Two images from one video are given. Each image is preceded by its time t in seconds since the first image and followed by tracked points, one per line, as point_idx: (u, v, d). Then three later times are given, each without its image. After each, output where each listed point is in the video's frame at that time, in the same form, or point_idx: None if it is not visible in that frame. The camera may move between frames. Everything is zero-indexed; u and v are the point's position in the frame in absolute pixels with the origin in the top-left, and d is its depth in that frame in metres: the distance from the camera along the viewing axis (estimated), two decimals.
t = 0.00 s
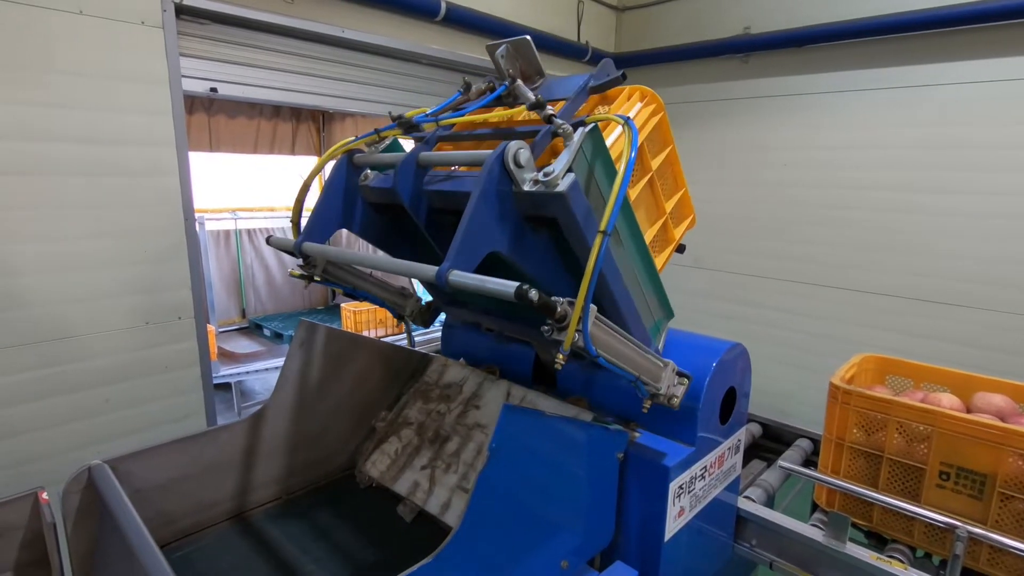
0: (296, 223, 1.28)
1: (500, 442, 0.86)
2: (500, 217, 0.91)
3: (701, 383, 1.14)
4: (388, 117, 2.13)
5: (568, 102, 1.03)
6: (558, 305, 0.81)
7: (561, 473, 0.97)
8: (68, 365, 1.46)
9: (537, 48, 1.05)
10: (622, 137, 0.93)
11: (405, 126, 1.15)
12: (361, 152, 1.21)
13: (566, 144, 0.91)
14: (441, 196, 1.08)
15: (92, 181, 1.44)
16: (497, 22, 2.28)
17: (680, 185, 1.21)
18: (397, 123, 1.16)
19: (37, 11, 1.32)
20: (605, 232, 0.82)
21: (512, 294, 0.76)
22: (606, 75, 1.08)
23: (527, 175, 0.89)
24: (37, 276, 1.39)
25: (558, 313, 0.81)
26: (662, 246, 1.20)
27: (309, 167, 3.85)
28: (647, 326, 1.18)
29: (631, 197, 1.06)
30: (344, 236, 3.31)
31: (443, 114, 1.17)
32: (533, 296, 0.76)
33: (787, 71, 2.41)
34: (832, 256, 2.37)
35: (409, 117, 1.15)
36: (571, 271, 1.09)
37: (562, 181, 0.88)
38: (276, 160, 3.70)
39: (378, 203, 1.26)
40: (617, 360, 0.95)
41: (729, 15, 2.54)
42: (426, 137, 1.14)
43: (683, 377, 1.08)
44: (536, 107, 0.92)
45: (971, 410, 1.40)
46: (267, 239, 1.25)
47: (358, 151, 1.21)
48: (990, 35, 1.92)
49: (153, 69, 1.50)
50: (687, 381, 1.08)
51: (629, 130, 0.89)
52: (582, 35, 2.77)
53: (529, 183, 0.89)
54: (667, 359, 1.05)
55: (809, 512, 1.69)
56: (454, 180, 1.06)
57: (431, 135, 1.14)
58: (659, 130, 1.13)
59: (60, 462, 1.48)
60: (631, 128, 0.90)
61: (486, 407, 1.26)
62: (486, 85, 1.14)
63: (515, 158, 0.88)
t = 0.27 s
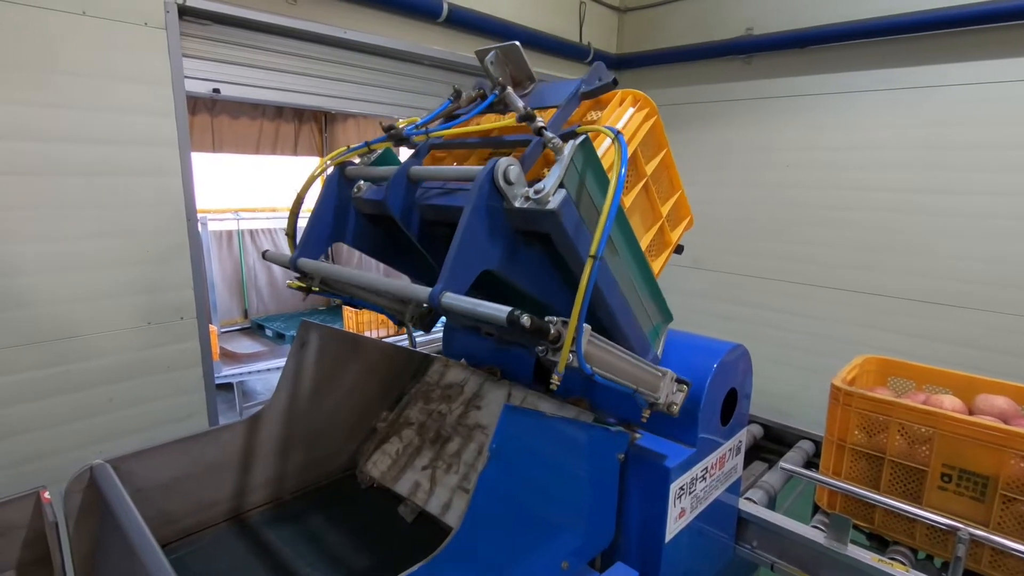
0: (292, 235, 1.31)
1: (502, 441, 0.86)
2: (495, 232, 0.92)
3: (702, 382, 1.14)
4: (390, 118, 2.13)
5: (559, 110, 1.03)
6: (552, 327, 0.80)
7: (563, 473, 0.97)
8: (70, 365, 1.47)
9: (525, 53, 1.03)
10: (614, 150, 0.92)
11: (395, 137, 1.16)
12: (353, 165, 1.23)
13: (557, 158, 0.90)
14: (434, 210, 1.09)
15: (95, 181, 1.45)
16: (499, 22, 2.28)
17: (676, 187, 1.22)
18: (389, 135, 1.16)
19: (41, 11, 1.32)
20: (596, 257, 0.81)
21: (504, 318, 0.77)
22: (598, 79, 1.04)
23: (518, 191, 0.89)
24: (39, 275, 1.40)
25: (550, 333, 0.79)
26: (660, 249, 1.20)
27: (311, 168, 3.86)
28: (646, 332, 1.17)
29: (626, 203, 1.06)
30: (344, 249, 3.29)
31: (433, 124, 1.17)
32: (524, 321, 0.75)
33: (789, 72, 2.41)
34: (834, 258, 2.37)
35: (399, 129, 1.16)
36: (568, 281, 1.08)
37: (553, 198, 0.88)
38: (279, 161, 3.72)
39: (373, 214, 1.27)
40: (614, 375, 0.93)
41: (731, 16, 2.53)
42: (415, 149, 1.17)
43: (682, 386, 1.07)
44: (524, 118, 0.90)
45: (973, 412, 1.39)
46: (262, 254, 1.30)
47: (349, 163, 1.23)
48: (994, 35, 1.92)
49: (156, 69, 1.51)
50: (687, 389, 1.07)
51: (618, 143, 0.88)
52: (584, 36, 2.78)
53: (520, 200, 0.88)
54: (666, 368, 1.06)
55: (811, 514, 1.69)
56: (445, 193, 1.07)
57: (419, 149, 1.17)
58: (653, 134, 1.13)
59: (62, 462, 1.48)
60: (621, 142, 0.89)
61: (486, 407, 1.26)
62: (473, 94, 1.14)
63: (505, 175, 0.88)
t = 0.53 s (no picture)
0: (286, 247, 1.29)
1: (503, 440, 0.87)
2: (487, 245, 0.91)
3: (702, 382, 1.14)
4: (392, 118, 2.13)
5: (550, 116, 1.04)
6: (546, 348, 0.79)
7: (565, 472, 0.98)
8: (73, 364, 1.47)
9: (513, 57, 1.03)
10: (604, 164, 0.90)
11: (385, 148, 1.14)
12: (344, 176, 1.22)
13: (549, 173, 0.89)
14: (426, 222, 1.10)
15: (97, 180, 1.45)
16: (501, 22, 2.28)
17: (672, 188, 1.21)
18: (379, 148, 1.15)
19: (44, 11, 1.33)
20: (586, 281, 0.80)
21: (495, 342, 0.76)
22: (588, 82, 1.04)
23: (509, 209, 0.89)
24: (42, 274, 1.40)
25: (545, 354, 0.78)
26: (657, 252, 1.21)
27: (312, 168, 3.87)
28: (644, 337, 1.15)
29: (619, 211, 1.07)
30: (344, 262, 3.27)
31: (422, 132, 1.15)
32: (517, 346, 0.75)
33: (791, 71, 2.40)
34: (836, 257, 2.37)
35: (389, 139, 1.13)
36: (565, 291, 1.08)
37: (545, 215, 0.87)
38: (280, 160, 3.73)
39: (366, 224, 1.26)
40: (608, 389, 0.93)
41: (733, 15, 2.53)
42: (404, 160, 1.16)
43: (680, 391, 1.08)
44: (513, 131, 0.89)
45: (974, 412, 1.39)
46: (258, 268, 1.31)
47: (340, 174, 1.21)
48: (997, 34, 1.91)
49: (158, 69, 1.51)
50: (685, 395, 1.08)
51: (606, 157, 0.86)
52: (585, 35, 2.77)
53: (512, 216, 0.88)
54: (664, 376, 1.05)
55: (811, 513, 1.69)
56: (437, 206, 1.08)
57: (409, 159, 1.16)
58: (646, 138, 1.13)
59: (64, 460, 1.49)
60: (610, 157, 0.87)
61: (486, 407, 1.27)
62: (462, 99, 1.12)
63: (493, 193, 0.87)
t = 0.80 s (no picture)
0: (280, 258, 1.28)
1: (505, 439, 0.87)
2: (479, 257, 0.90)
3: (703, 381, 1.13)
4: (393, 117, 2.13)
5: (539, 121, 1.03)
6: (539, 369, 0.78)
7: (565, 472, 0.97)
8: (73, 363, 1.47)
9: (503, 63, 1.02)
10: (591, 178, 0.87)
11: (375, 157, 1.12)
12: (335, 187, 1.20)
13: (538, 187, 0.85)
14: (417, 235, 1.09)
15: (98, 179, 1.45)
16: (502, 20, 2.27)
17: (667, 188, 1.21)
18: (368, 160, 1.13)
19: (44, 10, 1.32)
20: (576, 306, 0.76)
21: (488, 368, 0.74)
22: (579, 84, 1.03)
23: (498, 228, 0.86)
24: (42, 273, 1.40)
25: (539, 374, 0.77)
26: (654, 253, 1.21)
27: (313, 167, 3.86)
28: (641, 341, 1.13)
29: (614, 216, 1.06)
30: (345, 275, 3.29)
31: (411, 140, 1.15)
32: (508, 370, 0.73)
33: (793, 69, 2.40)
34: (838, 256, 2.36)
35: (378, 148, 1.12)
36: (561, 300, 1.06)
37: (535, 231, 0.85)
38: (281, 159, 3.72)
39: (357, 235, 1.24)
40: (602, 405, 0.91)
41: (735, 13, 2.52)
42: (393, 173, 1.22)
43: (680, 397, 1.08)
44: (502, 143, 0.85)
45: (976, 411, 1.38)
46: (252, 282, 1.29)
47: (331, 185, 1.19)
48: (1002, 32, 1.90)
49: (159, 68, 1.51)
50: (684, 401, 1.08)
51: (594, 171, 0.82)
52: (586, 34, 2.77)
53: (502, 232, 0.86)
54: (663, 385, 1.05)
55: (813, 513, 1.68)
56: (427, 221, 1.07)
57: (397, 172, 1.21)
58: (639, 140, 1.12)
59: (65, 459, 1.49)
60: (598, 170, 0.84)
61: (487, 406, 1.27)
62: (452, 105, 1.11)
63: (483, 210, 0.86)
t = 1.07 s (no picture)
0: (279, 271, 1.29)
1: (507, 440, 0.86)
2: (476, 275, 0.89)
3: (707, 383, 1.13)
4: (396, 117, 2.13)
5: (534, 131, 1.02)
6: (538, 392, 0.77)
7: (568, 473, 0.97)
8: (76, 362, 1.47)
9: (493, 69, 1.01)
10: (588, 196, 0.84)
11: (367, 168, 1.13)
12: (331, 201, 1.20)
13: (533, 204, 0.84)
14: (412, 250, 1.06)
15: (102, 178, 1.45)
16: (505, 20, 2.27)
17: (666, 191, 1.20)
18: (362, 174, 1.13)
19: (49, 9, 1.33)
20: (572, 333, 0.75)
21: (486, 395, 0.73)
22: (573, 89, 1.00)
23: (491, 246, 0.84)
24: (46, 272, 1.40)
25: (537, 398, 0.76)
26: (655, 257, 1.20)
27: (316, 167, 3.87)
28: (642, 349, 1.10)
29: (613, 224, 1.05)
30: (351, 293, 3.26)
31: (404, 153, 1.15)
32: (507, 398, 0.71)
33: (797, 70, 2.39)
34: (842, 258, 2.35)
35: (370, 161, 1.12)
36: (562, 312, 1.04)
37: (530, 250, 0.83)
38: (284, 159, 3.73)
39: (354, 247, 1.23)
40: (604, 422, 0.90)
41: (738, 14, 2.52)
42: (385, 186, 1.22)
43: (683, 405, 1.08)
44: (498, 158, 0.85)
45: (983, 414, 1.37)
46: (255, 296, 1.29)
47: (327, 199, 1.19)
48: (1008, 33, 1.89)
49: (163, 67, 1.51)
50: (687, 408, 1.08)
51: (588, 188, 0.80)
52: (590, 34, 2.76)
53: (498, 250, 0.84)
54: (666, 393, 1.05)
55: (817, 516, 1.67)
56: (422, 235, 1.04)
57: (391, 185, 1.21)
58: (637, 145, 1.10)
59: (68, 457, 1.49)
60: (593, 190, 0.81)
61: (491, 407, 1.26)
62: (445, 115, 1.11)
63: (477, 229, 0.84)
